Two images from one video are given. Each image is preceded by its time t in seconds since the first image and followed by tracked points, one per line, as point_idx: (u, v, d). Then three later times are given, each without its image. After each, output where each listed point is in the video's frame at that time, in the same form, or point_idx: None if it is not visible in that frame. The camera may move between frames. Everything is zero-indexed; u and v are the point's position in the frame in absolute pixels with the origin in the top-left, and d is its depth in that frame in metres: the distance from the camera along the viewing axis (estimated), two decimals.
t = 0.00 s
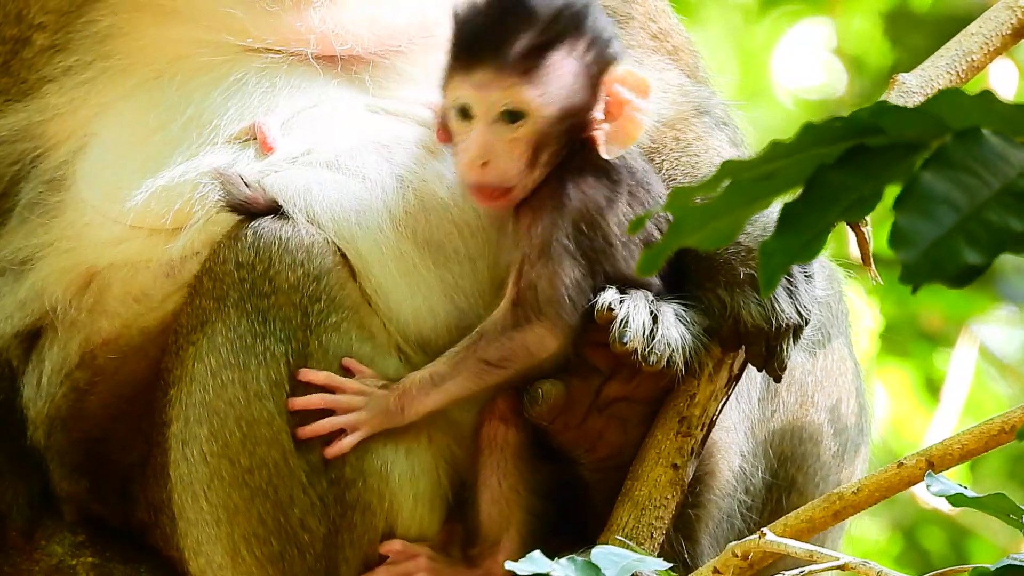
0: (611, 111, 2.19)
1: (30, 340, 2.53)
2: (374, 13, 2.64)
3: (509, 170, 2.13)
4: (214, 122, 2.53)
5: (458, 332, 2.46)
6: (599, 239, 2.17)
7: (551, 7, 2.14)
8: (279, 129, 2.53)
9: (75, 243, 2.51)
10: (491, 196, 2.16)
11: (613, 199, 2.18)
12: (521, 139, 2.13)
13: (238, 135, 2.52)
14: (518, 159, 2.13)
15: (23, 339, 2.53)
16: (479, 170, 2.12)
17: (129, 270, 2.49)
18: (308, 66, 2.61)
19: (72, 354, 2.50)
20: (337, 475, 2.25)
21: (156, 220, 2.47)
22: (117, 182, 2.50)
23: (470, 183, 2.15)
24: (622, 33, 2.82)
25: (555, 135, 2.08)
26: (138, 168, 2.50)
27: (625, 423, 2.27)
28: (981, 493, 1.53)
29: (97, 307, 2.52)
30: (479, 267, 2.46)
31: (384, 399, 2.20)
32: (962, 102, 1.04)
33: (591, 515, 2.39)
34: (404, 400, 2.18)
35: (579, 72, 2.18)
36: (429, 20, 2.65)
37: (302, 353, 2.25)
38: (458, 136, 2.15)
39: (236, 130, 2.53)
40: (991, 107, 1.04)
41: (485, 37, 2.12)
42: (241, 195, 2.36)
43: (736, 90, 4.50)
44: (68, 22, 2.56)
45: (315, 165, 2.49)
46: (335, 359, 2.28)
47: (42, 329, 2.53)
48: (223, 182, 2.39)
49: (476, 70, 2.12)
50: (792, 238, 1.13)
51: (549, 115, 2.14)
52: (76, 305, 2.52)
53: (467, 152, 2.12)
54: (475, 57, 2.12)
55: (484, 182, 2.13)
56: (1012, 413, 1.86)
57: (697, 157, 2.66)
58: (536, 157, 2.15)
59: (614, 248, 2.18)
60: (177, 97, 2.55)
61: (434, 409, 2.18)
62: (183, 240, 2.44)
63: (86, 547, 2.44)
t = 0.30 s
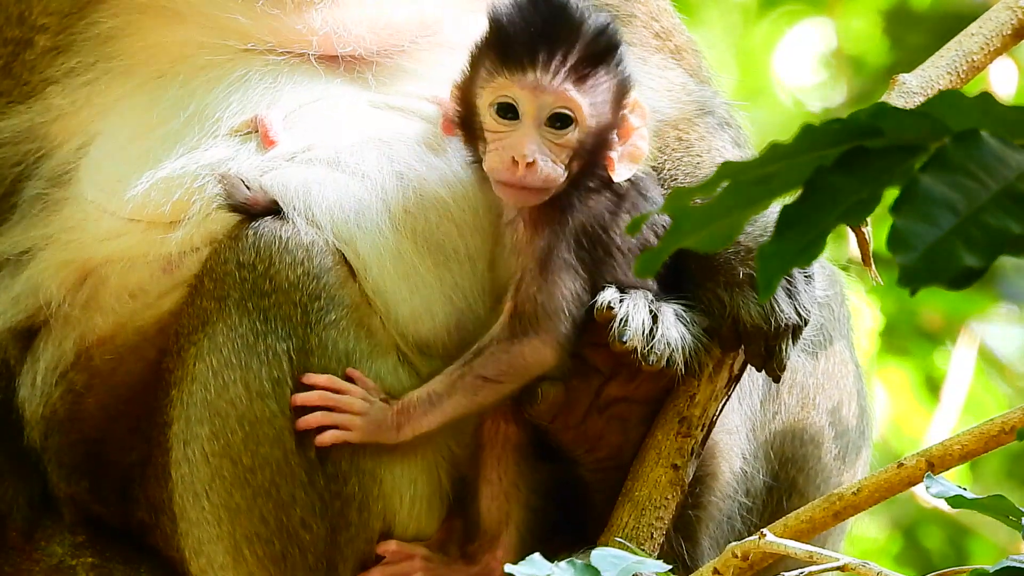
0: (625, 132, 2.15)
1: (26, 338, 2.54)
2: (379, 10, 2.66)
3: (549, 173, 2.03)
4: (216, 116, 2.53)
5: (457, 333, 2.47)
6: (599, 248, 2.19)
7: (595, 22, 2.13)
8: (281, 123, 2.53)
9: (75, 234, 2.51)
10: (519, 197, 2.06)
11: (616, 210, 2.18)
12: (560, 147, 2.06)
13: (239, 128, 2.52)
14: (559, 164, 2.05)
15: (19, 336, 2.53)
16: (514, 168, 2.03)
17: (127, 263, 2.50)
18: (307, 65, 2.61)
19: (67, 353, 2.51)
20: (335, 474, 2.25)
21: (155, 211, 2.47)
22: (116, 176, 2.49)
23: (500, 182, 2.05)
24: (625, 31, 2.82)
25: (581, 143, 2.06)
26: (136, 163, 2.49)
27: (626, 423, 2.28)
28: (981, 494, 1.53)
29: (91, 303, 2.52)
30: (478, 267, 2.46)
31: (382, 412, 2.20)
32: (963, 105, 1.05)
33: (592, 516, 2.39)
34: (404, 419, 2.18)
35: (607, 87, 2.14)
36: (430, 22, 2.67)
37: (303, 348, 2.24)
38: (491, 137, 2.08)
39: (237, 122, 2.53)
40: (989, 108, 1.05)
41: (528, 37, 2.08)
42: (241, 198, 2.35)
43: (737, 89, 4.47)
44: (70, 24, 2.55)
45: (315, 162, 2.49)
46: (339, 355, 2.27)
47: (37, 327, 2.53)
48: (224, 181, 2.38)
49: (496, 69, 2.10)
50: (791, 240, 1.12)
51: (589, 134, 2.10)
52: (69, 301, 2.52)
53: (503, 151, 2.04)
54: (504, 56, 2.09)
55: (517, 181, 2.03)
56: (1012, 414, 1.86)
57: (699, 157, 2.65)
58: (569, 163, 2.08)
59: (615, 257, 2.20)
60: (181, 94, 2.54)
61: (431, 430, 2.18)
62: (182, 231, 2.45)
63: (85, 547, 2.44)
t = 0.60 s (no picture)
0: (637, 155, 2.13)
1: (27, 340, 2.54)
2: (381, 14, 2.65)
3: (576, 194, 2.01)
4: (218, 117, 2.53)
5: (458, 336, 2.46)
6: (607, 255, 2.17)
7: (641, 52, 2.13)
8: (283, 125, 2.54)
9: (77, 236, 2.51)
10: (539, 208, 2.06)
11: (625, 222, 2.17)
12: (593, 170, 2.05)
13: (241, 129, 2.53)
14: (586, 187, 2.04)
15: (20, 336, 2.54)
16: (542, 183, 2.02)
17: (129, 265, 2.51)
18: (307, 66, 2.62)
19: (68, 354, 2.51)
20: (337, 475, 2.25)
21: (157, 212, 2.47)
22: (117, 177, 2.49)
23: (526, 194, 2.05)
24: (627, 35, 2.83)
25: (593, 145, 2.05)
26: (138, 163, 2.49)
27: (626, 425, 2.28)
28: (980, 495, 1.53)
29: (92, 303, 2.53)
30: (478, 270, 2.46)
31: (402, 442, 2.20)
32: (961, 107, 1.05)
33: (591, 516, 2.39)
34: (422, 448, 2.18)
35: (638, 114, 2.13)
36: (433, 24, 2.69)
37: (308, 346, 2.25)
38: (524, 147, 2.08)
39: (239, 124, 2.53)
40: (989, 109, 1.05)
41: (575, 55, 2.08)
42: (242, 197, 2.35)
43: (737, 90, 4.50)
44: (72, 27, 2.54)
45: (318, 163, 2.50)
46: (343, 351, 2.28)
47: (39, 328, 2.53)
48: (225, 181, 2.39)
49: (531, 79, 2.10)
50: (789, 242, 1.12)
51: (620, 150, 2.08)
52: (72, 301, 2.53)
53: (534, 164, 2.03)
54: (545, 69, 2.08)
55: (542, 196, 2.02)
56: (1012, 415, 1.87)
57: (700, 160, 2.66)
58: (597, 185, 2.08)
59: (625, 274, 2.21)
60: (182, 97, 2.54)
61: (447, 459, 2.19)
62: (183, 232, 2.46)
63: (86, 549, 2.44)
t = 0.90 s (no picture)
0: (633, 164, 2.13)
1: (28, 341, 2.54)
2: (382, 15, 2.65)
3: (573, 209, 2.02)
4: (217, 121, 2.53)
5: (460, 337, 2.44)
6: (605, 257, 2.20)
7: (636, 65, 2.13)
8: (283, 128, 2.53)
9: (80, 240, 2.51)
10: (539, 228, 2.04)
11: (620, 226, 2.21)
12: (589, 185, 2.05)
13: (240, 133, 2.52)
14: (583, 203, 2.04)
15: (23, 339, 2.54)
16: (539, 199, 2.02)
17: (131, 269, 2.51)
18: (302, 74, 2.61)
19: (70, 355, 2.51)
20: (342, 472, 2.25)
21: (158, 217, 2.47)
22: (118, 181, 2.49)
23: (523, 210, 2.04)
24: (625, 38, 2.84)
25: (588, 154, 2.05)
26: (139, 168, 2.49)
27: (625, 425, 2.28)
28: (982, 493, 1.53)
29: (96, 307, 2.53)
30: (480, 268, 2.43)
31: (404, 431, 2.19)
32: (966, 102, 1.06)
33: (592, 517, 2.39)
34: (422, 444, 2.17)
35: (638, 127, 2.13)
36: (436, 26, 2.70)
37: (312, 342, 2.25)
38: (521, 163, 2.07)
39: (238, 128, 2.52)
40: (993, 103, 1.07)
41: (570, 70, 2.07)
42: (243, 196, 2.35)
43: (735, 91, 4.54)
44: (72, 28, 2.54)
45: (318, 164, 2.49)
46: (348, 344, 2.28)
47: (41, 330, 2.54)
48: (226, 181, 2.39)
49: (527, 94, 2.10)
50: (791, 235, 1.12)
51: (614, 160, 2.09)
52: (74, 306, 2.53)
53: (531, 180, 2.03)
54: (542, 85, 2.08)
55: (540, 212, 2.02)
56: (1013, 416, 1.86)
57: (700, 161, 2.65)
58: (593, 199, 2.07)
59: (622, 273, 2.23)
60: (182, 98, 2.54)
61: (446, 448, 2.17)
62: (184, 238, 2.46)
63: (85, 549, 2.41)
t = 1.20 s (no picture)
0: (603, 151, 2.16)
1: (27, 340, 2.54)
2: (382, 15, 2.66)
3: (511, 230, 2.11)
4: (217, 121, 2.53)
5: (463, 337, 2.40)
6: (602, 256, 2.18)
7: (559, 64, 2.10)
8: (282, 128, 2.53)
9: (78, 240, 2.52)
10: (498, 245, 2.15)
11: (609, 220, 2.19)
12: (527, 202, 2.12)
13: (240, 133, 2.52)
14: (522, 219, 2.12)
15: (22, 339, 2.54)
16: (475, 225, 2.09)
17: (131, 268, 2.50)
18: (303, 72, 2.61)
19: (69, 355, 2.51)
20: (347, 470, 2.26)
21: (157, 216, 2.47)
22: (117, 181, 2.50)
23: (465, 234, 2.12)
24: (623, 39, 2.86)
25: (519, 173, 2.09)
26: (138, 168, 2.49)
27: (625, 424, 2.28)
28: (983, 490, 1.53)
29: (95, 306, 2.53)
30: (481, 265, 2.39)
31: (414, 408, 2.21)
32: (964, 98, 1.04)
33: (592, 516, 2.39)
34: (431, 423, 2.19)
35: (581, 124, 2.14)
36: (436, 27, 2.69)
37: (312, 341, 2.25)
38: (457, 189, 2.13)
39: (238, 127, 2.53)
40: (993, 101, 1.03)
41: (488, 94, 2.08)
42: (243, 196, 2.34)
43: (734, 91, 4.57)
44: (71, 28, 2.54)
45: (318, 164, 2.49)
46: (349, 342, 2.26)
47: (40, 330, 2.54)
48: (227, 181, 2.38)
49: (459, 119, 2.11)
50: (797, 228, 1.13)
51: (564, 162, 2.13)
52: (74, 304, 2.53)
53: (466, 208, 2.09)
54: (467, 110, 2.09)
55: (480, 237, 2.10)
56: (1013, 415, 1.86)
57: (700, 161, 2.65)
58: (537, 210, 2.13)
59: (621, 261, 2.19)
60: (181, 98, 2.55)
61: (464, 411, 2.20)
62: (183, 238, 2.45)
63: (85, 548, 2.40)
